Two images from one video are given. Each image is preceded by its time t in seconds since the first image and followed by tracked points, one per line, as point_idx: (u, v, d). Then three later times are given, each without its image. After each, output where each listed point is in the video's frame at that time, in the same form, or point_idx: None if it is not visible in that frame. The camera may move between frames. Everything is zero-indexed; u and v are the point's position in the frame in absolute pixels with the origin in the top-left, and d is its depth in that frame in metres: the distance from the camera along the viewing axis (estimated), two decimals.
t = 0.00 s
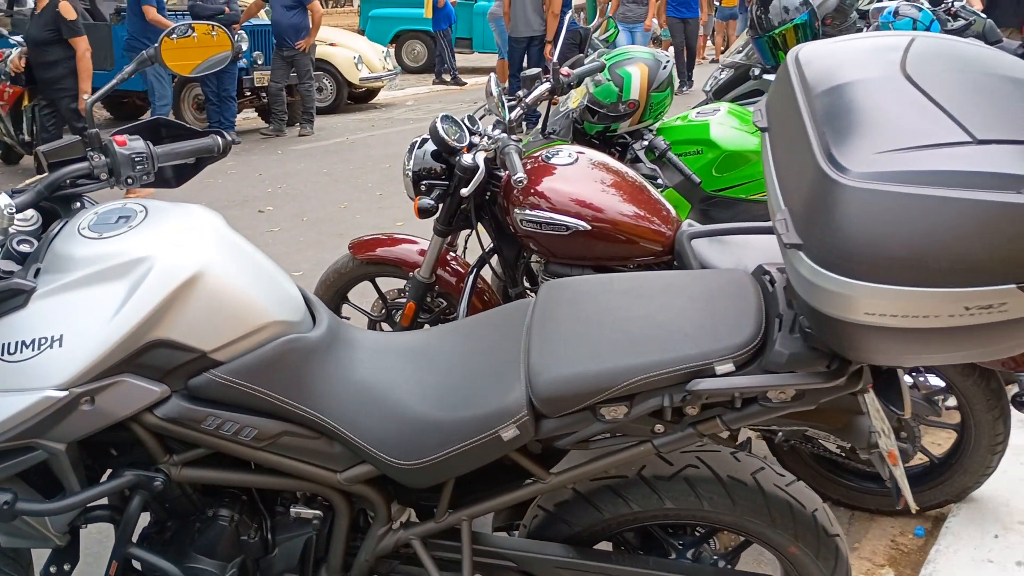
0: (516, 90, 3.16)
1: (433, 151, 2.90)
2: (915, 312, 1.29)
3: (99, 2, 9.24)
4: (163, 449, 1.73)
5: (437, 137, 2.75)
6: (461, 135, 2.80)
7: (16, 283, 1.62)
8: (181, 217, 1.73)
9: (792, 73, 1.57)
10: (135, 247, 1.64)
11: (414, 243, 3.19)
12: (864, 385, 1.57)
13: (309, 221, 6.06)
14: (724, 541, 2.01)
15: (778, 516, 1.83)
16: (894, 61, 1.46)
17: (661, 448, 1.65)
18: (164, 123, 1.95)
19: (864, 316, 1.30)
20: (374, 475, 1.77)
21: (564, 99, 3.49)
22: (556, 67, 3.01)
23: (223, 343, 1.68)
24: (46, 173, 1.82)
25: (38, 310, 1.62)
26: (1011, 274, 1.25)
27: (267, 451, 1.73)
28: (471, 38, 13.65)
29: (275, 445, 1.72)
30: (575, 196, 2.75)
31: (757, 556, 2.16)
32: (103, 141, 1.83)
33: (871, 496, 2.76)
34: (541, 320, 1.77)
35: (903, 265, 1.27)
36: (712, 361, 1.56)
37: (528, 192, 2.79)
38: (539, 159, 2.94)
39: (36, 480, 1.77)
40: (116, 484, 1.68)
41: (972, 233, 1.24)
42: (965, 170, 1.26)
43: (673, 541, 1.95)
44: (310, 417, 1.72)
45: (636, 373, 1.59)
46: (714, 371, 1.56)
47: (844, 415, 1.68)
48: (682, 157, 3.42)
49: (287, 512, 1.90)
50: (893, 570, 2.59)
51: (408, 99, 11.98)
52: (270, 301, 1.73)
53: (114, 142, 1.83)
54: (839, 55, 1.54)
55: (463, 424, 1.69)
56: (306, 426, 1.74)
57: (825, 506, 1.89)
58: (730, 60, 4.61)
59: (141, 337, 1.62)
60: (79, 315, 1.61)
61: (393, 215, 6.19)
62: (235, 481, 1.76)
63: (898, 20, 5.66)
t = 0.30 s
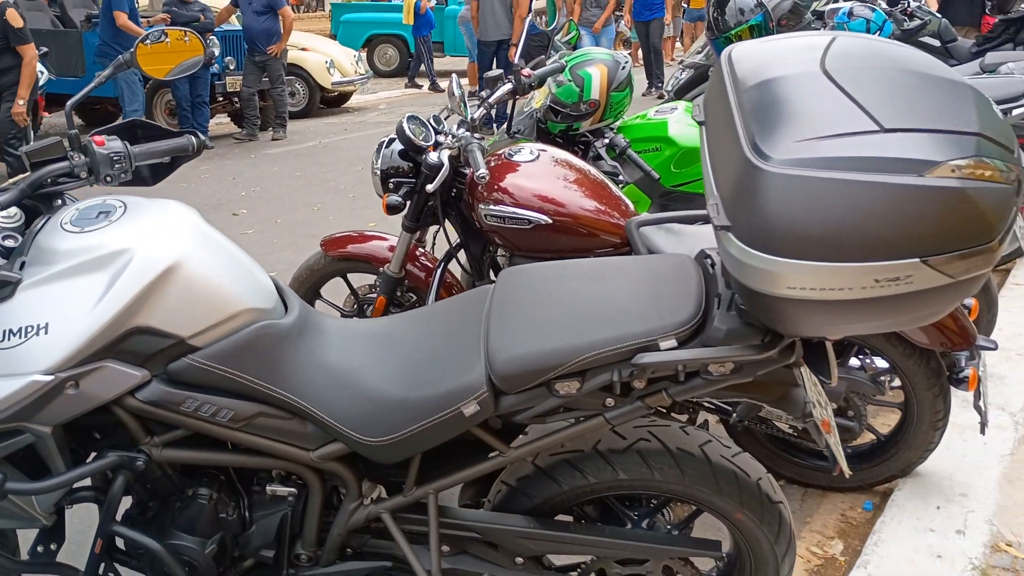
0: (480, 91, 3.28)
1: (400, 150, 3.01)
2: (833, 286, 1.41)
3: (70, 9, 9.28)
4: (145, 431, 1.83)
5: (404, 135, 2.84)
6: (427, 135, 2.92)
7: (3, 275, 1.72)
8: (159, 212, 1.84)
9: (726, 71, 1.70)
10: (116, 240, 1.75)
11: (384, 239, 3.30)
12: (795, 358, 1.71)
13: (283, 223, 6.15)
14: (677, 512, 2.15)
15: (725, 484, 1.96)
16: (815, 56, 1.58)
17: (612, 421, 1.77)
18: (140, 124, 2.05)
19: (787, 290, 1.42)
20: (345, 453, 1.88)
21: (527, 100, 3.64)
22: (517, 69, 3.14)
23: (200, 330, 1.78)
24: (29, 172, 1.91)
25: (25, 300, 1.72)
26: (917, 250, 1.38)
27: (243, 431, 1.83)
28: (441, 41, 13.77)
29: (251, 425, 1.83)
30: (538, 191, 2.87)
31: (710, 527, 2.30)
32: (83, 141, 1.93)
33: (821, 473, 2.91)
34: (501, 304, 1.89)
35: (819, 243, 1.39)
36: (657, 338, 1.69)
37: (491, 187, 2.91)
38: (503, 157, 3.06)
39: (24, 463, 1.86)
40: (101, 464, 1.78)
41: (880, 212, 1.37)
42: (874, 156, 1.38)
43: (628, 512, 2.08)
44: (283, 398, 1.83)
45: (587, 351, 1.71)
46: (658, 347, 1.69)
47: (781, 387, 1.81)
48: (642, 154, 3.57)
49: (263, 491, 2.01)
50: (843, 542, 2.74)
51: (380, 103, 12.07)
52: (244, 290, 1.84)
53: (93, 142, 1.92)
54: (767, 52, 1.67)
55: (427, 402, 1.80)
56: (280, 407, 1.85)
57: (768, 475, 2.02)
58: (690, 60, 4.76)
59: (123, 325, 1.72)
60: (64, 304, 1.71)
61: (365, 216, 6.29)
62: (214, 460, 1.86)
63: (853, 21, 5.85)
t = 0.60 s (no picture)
0: (446, 90, 3.39)
1: (371, 149, 3.09)
2: (777, 260, 1.53)
3: (34, 18, 9.38)
4: (134, 420, 1.92)
5: (374, 135, 2.94)
6: (396, 134, 3.00)
7: None
8: (142, 209, 1.93)
9: (676, 65, 1.81)
10: (101, 236, 1.83)
11: (356, 237, 3.39)
12: (746, 332, 1.83)
13: (254, 226, 6.21)
14: (643, 486, 2.26)
15: (686, 456, 2.08)
16: (758, 49, 1.70)
17: (579, 397, 1.88)
18: (119, 127, 2.13)
19: (735, 266, 1.55)
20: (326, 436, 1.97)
21: (492, 98, 3.69)
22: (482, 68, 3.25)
23: (184, 321, 1.87)
24: (14, 175, 1.98)
25: (16, 296, 1.80)
26: (851, 226, 1.51)
27: (228, 417, 1.92)
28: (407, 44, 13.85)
29: (235, 411, 1.91)
30: (505, 186, 2.97)
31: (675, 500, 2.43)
32: (66, 144, 2.00)
33: (781, 450, 3.05)
34: (471, 290, 1.99)
35: (762, 221, 1.52)
36: (618, 317, 1.80)
37: (460, 183, 3.00)
38: (470, 154, 3.17)
39: (17, 454, 1.94)
40: (92, 452, 1.86)
41: (817, 192, 1.49)
42: (810, 140, 1.51)
43: (597, 486, 2.20)
44: (265, 384, 1.92)
45: (553, 331, 1.82)
46: (620, 326, 1.80)
47: (735, 361, 1.92)
48: (605, 149, 3.71)
49: (248, 475, 2.10)
50: (803, 514, 2.88)
51: (347, 106, 12.13)
52: (225, 282, 1.93)
53: (75, 144, 2.00)
54: (715, 46, 1.79)
55: (403, 384, 1.90)
56: (262, 393, 1.94)
57: (727, 447, 2.14)
58: (651, 57, 4.89)
59: (110, 317, 1.81)
60: (53, 298, 1.79)
61: (336, 217, 6.37)
62: (200, 445, 1.95)
63: (807, 17, 6.02)
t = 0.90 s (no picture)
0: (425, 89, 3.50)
1: (355, 147, 3.21)
2: (751, 234, 1.66)
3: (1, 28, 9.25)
4: (146, 406, 2.01)
5: (358, 133, 3.05)
6: (380, 132, 3.11)
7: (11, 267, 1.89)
8: (148, 204, 2.02)
9: (652, 57, 1.94)
10: (112, 230, 1.93)
11: (341, 233, 3.49)
12: (724, 305, 1.96)
13: (232, 231, 6.28)
14: (629, 458, 2.39)
15: (670, 426, 2.20)
16: (727, 40, 1.83)
17: (569, 371, 2.00)
18: (120, 128, 2.22)
19: (713, 241, 1.67)
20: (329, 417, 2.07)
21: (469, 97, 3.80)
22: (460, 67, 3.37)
23: (192, 310, 1.97)
24: (22, 175, 2.06)
25: (32, 289, 1.89)
26: (818, 200, 1.64)
27: (235, 400, 2.01)
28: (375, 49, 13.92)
29: (242, 394, 2.01)
30: (487, 179, 3.09)
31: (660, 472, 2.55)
32: (72, 144, 2.09)
33: (757, 427, 3.20)
34: (464, 274, 2.11)
35: (736, 199, 1.65)
36: (604, 295, 1.93)
37: (443, 177, 3.11)
38: (452, 150, 3.28)
39: (33, 442, 2.02)
40: (106, 437, 1.95)
41: (786, 170, 1.63)
42: (779, 122, 1.64)
43: (586, 459, 2.32)
44: (271, 368, 2.02)
45: (543, 309, 1.93)
46: (606, 302, 1.92)
47: (713, 333, 2.06)
48: (580, 144, 3.83)
49: (254, 458, 2.20)
50: (779, 486, 3.02)
51: (317, 111, 12.19)
52: (230, 272, 2.03)
53: (81, 145, 2.08)
54: (687, 38, 1.91)
55: (403, 364, 2.01)
56: (268, 376, 2.03)
57: (708, 417, 2.27)
58: (620, 56, 5.03)
59: (123, 307, 1.90)
60: (68, 290, 1.88)
61: (313, 220, 6.45)
62: (210, 428, 2.05)
63: (769, 14, 6.20)
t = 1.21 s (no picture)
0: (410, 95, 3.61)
1: (344, 152, 3.32)
2: (729, 222, 1.79)
3: None
4: (157, 399, 2.10)
5: (347, 138, 3.15)
6: (368, 136, 3.21)
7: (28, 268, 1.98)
8: (157, 207, 2.12)
9: (632, 59, 2.06)
10: (123, 232, 2.02)
11: (330, 235, 3.59)
12: (704, 292, 2.09)
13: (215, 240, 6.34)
14: (617, 442, 2.51)
15: (655, 409, 2.32)
16: (703, 42, 1.96)
17: (561, 357, 2.11)
18: (125, 135, 2.31)
19: (694, 229, 1.80)
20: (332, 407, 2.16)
21: (451, 102, 3.91)
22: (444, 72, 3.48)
23: (201, 307, 2.07)
24: (33, 181, 2.15)
25: (48, 289, 1.99)
26: (790, 188, 1.77)
27: (243, 392, 2.11)
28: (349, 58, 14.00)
29: (249, 386, 2.10)
30: (472, 180, 3.20)
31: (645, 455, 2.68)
32: (79, 151, 2.20)
33: (737, 415, 3.33)
34: (458, 268, 2.22)
35: (715, 189, 1.77)
36: (592, 284, 2.04)
37: (430, 179, 3.21)
38: (438, 153, 3.38)
39: (48, 436, 2.11)
40: (120, 430, 2.03)
41: (761, 161, 1.76)
42: (753, 117, 1.76)
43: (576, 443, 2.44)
44: (276, 361, 2.11)
45: (535, 297, 2.05)
46: (594, 291, 2.04)
47: (695, 319, 2.19)
48: (561, 146, 3.94)
49: (259, 449, 2.29)
50: (759, 469, 3.15)
51: (293, 121, 12.24)
52: (236, 270, 2.13)
53: (88, 152, 2.19)
54: (665, 41, 2.04)
55: (402, 353, 2.12)
56: (273, 369, 2.13)
57: (691, 400, 2.39)
58: (595, 60, 5.16)
59: (136, 305, 1.99)
60: (84, 289, 1.98)
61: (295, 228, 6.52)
62: (218, 420, 2.14)
63: (738, 17, 6.36)
